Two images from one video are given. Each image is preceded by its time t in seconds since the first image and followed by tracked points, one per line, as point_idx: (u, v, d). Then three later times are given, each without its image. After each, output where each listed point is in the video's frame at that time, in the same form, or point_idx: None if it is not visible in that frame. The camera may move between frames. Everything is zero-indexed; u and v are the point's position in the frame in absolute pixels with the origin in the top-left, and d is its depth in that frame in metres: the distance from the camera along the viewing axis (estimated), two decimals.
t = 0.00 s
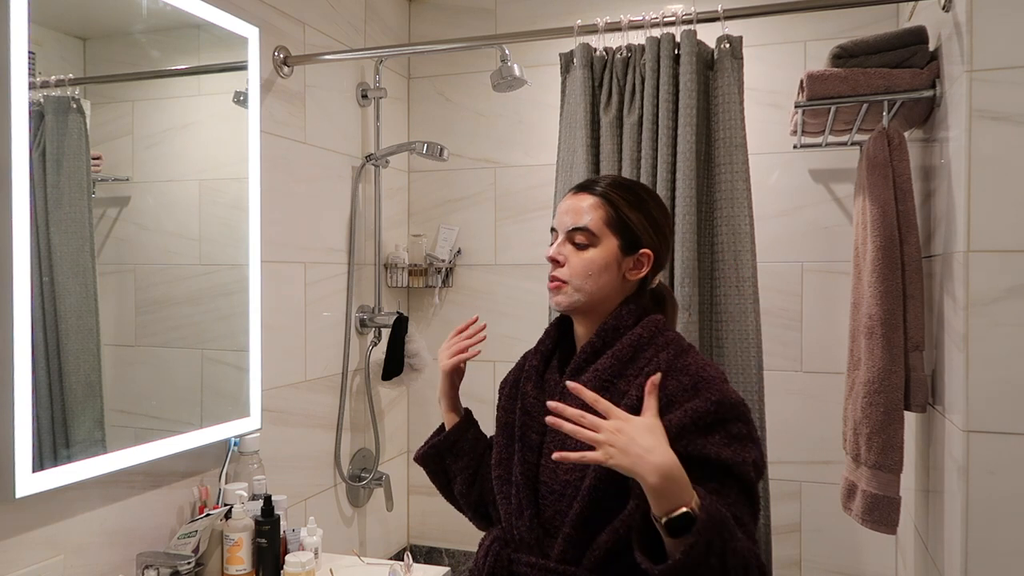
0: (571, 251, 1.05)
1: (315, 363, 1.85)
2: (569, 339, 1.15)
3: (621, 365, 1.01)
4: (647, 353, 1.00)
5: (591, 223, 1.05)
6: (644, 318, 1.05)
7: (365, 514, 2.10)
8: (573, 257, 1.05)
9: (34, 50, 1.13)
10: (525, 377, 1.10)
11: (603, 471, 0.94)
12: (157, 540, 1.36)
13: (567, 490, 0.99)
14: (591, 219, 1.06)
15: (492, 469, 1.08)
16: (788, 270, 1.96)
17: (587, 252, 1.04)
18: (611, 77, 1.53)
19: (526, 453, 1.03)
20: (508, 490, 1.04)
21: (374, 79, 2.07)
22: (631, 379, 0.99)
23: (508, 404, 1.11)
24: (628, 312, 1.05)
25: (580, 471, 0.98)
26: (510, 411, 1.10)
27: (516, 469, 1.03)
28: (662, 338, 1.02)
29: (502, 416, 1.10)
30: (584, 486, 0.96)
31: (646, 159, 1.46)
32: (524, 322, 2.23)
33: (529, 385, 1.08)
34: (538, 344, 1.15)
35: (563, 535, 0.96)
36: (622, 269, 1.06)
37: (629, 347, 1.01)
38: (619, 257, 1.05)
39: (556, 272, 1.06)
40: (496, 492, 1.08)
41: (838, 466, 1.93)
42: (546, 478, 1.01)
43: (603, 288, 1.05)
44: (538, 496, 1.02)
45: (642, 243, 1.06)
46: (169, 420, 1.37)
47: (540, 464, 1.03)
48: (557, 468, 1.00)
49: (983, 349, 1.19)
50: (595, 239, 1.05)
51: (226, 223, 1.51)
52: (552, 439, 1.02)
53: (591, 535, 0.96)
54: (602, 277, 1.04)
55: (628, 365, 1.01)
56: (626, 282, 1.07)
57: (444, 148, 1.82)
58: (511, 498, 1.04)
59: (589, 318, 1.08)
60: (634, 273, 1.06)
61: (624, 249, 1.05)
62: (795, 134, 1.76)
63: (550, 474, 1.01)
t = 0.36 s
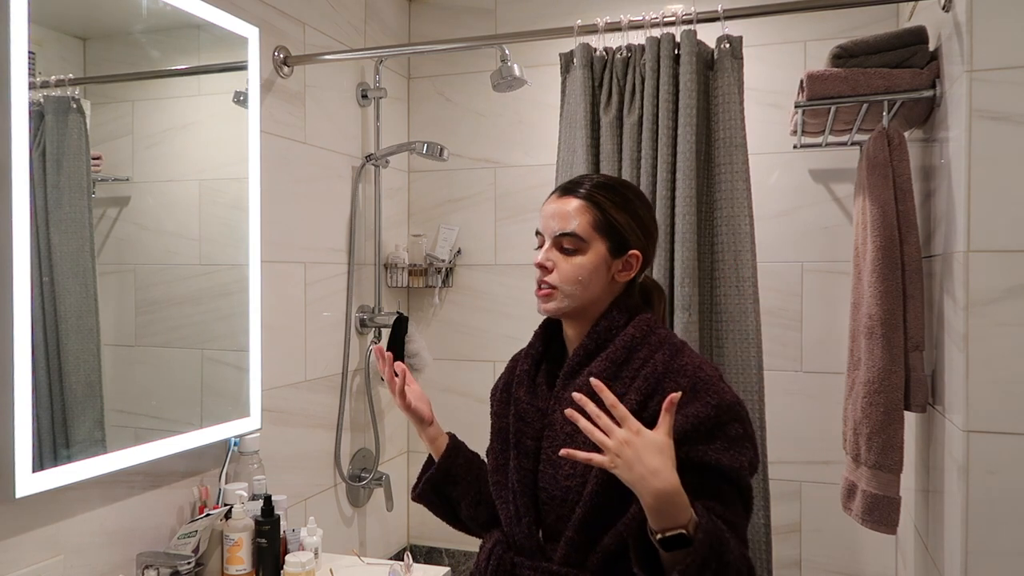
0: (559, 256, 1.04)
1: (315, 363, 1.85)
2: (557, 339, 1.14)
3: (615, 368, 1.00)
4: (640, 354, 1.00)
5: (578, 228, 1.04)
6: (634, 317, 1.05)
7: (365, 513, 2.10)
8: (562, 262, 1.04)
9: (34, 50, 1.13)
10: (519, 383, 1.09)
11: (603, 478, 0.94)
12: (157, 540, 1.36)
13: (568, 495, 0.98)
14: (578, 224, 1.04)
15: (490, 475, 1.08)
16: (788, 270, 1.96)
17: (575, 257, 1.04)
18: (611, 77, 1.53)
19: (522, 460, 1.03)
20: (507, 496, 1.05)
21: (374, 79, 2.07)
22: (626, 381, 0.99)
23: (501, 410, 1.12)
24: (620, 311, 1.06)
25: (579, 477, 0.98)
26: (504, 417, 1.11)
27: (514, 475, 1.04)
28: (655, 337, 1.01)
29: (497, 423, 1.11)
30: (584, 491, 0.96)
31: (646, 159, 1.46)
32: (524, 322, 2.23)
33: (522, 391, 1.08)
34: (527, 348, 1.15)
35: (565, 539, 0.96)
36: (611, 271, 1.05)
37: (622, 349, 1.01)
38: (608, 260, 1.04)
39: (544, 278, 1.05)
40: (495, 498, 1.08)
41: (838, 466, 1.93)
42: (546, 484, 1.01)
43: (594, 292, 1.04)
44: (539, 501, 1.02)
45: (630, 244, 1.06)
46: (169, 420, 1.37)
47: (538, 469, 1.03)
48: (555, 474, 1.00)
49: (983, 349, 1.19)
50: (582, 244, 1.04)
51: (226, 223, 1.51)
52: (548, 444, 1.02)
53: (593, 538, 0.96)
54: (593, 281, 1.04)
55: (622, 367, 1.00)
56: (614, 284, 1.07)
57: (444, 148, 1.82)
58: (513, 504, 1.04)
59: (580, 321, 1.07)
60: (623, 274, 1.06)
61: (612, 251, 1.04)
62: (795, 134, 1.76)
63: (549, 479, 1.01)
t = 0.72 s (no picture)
0: (551, 258, 1.04)
1: (315, 363, 1.85)
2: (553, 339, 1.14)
3: (607, 366, 1.00)
4: (632, 351, 1.00)
5: (569, 230, 1.04)
6: (628, 314, 1.05)
7: (365, 513, 2.10)
8: (554, 265, 1.04)
9: (34, 50, 1.13)
10: (516, 385, 1.10)
11: (599, 478, 0.95)
12: (157, 540, 1.36)
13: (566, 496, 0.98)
14: (569, 226, 1.04)
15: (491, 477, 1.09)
16: (788, 270, 1.96)
17: (567, 259, 1.04)
18: (611, 77, 1.53)
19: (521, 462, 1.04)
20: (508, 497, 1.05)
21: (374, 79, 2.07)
22: (618, 378, 0.99)
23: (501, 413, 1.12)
24: (612, 310, 1.06)
25: (577, 478, 0.98)
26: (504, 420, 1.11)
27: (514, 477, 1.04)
28: (647, 333, 1.01)
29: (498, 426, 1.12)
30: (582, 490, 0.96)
31: (646, 159, 1.46)
32: (525, 322, 2.23)
33: (520, 393, 1.08)
34: (523, 350, 1.14)
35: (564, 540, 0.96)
36: (603, 272, 1.05)
37: (614, 347, 1.01)
38: (600, 261, 1.04)
39: (536, 281, 1.05)
40: (500, 501, 1.07)
41: (838, 466, 1.93)
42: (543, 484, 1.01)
43: (586, 295, 1.04)
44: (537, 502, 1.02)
45: (622, 244, 1.05)
46: (169, 420, 1.37)
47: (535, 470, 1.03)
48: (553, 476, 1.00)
49: (983, 349, 1.19)
50: (574, 246, 1.04)
51: (226, 223, 1.51)
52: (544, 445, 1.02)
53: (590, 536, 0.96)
54: (585, 283, 1.04)
55: (615, 365, 1.00)
56: (608, 284, 1.06)
57: (444, 148, 1.82)
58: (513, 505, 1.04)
59: (573, 322, 1.07)
60: (615, 275, 1.06)
61: (604, 252, 1.04)
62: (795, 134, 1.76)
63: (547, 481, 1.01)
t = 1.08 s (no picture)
0: (552, 258, 1.04)
1: (315, 363, 1.85)
2: (554, 340, 1.14)
3: (608, 367, 1.00)
4: (633, 352, 1.00)
5: (571, 229, 1.04)
6: (629, 315, 1.05)
7: (365, 513, 2.10)
8: (555, 264, 1.03)
9: (34, 50, 1.13)
10: (518, 386, 1.09)
11: (597, 477, 0.96)
12: (157, 540, 1.36)
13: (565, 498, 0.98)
14: (571, 225, 1.04)
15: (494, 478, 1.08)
16: (788, 270, 1.96)
17: (568, 258, 1.03)
18: (611, 77, 1.53)
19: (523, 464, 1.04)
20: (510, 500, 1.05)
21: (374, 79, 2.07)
22: (618, 378, 0.99)
23: (504, 415, 1.11)
24: (613, 310, 1.06)
25: (577, 478, 0.98)
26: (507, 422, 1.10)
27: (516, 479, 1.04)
28: (648, 333, 1.01)
29: (501, 429, 1.11)
30: (582, 489, 0.97)
31: (646, 159, 1.46)
32: (525, 322, 2.23)
33: (522, 395, 1.08)
34: (524, 351, 1.14)
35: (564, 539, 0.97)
36: (604, 273, 1.05)
37: (615, 347, 1.01)
38: (601, 261, 1.04)
39: (537, 281, 1.04)
40: (522, 519, 1.06)
41: (838, 466, 1.93)
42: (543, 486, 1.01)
43: (587, 295, 1.04)
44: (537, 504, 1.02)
45: (623, 245, 1.05)
46: (170, 420, 1.37)
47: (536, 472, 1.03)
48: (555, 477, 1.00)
49: (983, 349, 1.19)
50: (576, 245, 1.03)
51: (226, 223, 1.51)
52: (545, 446, 1.02)
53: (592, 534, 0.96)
54: (586, 283, 1.04)
55: (616, 366, 1.00)
56: (608, 284, 1.06)
57: (444, 148, 1.82)
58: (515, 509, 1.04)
59: (574, 323, 1.07)
60: (616, 276, 1.06)
61: (605, 252, 1.04)
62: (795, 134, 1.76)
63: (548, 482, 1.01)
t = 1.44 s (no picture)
0: (556, 259, 1.04)
1: (315, 363, 1.85)
2: (557, 341, 1.14)
3: (612, 368, 1.00)
4: (637, 352, 1.00)
5: (576, 230, 1.04)
6: (633, 316, 1.05)
7: (365, 513, 2.10)
8: (559, 265, 1.03)
9: (34, 50, 1.13)
10: (521, 387, 1.09)
11: (602, 477, 0.96)
12: (157, 540, 1.36)
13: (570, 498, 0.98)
14: (575, 226, 1.04)
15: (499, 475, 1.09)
16: (788, 270, 1.96)
17: (573, 259, 1.03)
18: (611, 77, 1.53)
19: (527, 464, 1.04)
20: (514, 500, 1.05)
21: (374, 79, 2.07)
22: (622, 378, 0.99)
23: (508, 415, 1.11)
24: (617, 311, 1.05)
25: (581, 477, 0.98)
26: (510, 422, 1.10)
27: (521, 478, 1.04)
28: (651, 334, 1.01)
29: (504, 430, 1.11)
30: (587, 488, 0.97)
31: (646, 159, 1.46)
32: (525, 322, 2.23)
33: (526, 395, 1.08)
34: (527, 352, 1.14)
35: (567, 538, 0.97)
36: (608, 273, 1.05)
37: (619, 347, 1.01)
38: (605, 261, 1.04)
39: (542, 281, 1.04)
40: (523, 520, 1.06)
41: (838, 466, 1.93)
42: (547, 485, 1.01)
43: (591, 296, 1.04)
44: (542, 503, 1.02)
45: (626, 246, 1.05)
46: (170, 420, 1.37)
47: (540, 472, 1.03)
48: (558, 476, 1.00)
49: (983, 349, 1.19)
50: (579, 246, 1.03)
51: (226, 223, 1.51)
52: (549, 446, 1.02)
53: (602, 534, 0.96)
54: (590, 283, 1.04)
55: (620, 366, 1.00)
56: (611, 285, 1.06)
57: (444, 148, 1.82)
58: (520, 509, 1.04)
59: (577, 324, 1.07)
60: (620, 277, 1.06)
61: (609, 253, 1.04)
62: (795, 134, 1.76)
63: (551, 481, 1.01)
